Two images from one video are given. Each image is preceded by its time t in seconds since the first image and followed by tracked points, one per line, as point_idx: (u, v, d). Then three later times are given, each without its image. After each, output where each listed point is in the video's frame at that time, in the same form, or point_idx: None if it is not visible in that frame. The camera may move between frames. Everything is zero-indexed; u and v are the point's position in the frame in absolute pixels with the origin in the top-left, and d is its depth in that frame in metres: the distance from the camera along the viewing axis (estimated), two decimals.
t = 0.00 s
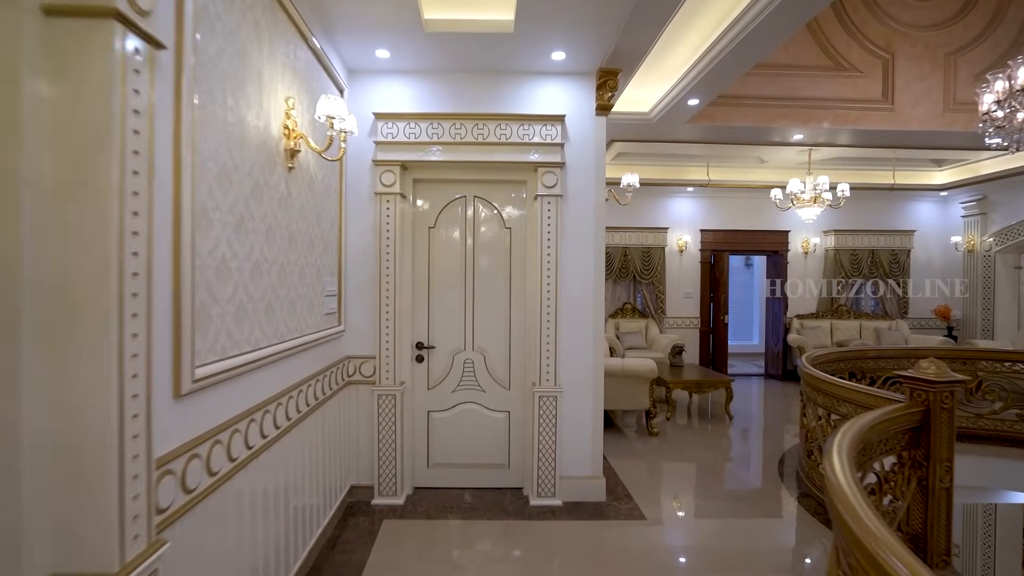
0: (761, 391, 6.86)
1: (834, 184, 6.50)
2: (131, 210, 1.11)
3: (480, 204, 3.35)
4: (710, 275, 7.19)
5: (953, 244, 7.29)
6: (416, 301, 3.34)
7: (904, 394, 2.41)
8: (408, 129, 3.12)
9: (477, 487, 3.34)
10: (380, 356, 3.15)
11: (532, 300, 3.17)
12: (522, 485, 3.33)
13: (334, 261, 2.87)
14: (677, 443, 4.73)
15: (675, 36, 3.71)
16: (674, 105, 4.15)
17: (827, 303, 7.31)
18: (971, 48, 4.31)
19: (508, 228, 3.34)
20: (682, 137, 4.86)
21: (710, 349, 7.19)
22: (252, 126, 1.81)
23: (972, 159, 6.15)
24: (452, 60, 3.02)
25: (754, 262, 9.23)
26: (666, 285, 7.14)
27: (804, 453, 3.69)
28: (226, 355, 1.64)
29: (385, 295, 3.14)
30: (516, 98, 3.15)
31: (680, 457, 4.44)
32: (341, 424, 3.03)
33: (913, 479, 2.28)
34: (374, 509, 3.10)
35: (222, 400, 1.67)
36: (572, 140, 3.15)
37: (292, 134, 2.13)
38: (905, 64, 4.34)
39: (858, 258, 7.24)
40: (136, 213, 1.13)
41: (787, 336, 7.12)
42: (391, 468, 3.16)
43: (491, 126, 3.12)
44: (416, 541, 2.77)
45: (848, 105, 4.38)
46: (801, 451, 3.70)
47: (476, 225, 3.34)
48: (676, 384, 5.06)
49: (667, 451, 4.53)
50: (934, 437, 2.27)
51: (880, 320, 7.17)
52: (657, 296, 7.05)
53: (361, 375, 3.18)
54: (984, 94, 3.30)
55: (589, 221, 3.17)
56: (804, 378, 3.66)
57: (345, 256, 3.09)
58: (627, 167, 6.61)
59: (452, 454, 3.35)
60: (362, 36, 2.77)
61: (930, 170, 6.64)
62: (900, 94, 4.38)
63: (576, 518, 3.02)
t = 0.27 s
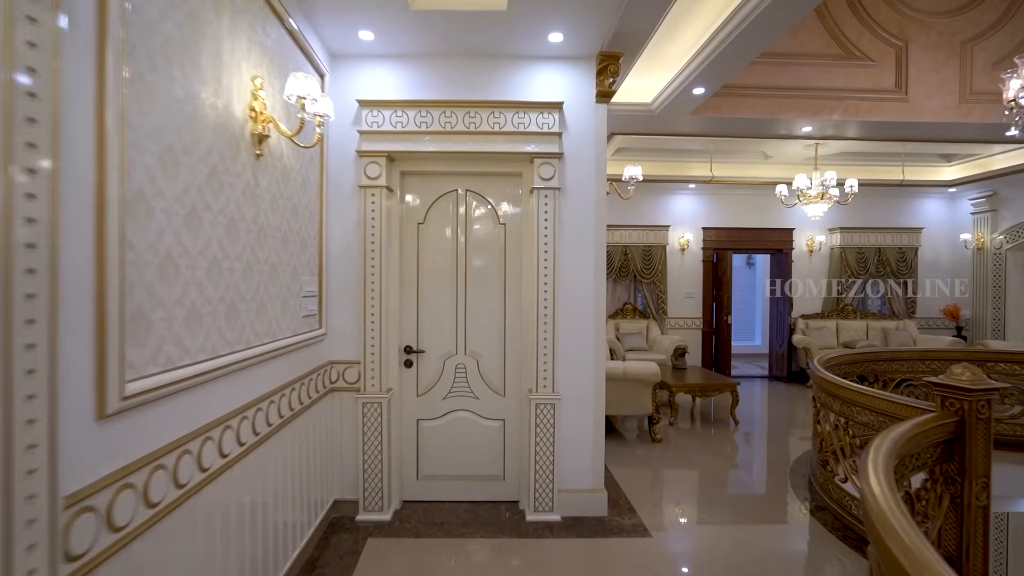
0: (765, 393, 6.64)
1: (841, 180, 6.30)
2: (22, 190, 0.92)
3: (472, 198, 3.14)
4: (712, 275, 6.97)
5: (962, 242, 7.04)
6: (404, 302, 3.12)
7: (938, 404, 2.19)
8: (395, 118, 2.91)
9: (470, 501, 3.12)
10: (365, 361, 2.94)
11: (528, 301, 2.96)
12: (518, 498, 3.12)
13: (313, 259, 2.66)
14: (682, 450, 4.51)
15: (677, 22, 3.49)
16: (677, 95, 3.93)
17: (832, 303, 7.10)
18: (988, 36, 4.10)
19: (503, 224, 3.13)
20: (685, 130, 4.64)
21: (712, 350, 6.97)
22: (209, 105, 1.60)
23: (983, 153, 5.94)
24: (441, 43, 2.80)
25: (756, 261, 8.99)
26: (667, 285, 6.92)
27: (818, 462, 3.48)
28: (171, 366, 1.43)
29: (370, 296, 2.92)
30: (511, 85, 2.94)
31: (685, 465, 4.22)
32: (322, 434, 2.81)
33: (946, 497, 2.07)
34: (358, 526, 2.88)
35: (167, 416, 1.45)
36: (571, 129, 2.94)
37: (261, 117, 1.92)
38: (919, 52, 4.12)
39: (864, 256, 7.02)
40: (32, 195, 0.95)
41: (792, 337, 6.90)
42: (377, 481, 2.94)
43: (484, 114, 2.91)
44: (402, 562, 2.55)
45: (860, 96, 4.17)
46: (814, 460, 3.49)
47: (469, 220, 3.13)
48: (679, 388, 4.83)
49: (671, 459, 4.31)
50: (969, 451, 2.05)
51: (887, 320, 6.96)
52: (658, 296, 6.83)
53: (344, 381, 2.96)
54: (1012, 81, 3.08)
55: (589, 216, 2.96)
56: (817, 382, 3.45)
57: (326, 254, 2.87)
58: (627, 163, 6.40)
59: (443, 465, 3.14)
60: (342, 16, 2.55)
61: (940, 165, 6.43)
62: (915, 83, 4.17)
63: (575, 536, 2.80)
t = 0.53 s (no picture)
0: (767, 396, 6.42)
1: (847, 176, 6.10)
2: None
3: (458, 192, 2.93)
4: (713, 274, 6.76)
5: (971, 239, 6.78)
6: (386, 303, 2.91)
7: (971, 414, 1.96)
8: (373, 104, 2.69)
9: (457, 516, 2.92)
10: (342, 368, 2.72)
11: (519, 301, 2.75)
12: (509, 514, 2.91)
13: (284, 257, 2.44)
14: (683, 457, 4.30)
15: (677, 6, 3.27)
16: (677, 84, 3.69)
17: (836, 303, 6.87)
18: (1004, 22, 3.90)
19: (492, 219, 2.92)
20: (686, 122, 4.42)
21: (713, 352, 6.76)
22: (140, 77, 1.38)
23: (991, 148, 5.74)
24: (422, 23, 2.58)
25: (756, 259, 8.79)
26: (667, 284, 6.71)
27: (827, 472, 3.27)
28: (81, 380, 1.23)
29: (347, 297, 2.70)
30: (499, 69, 2.73)
31: (686, 473, 4.00)
32: (295, 447, 2.60)
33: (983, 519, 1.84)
34: (335, 545, 2.67)
35: (74, 440, 1.23)
36: (564, 116, 2.73)
37: (211, 95, 1.69)
38: (932, 40, 3.92)
39: (869, 255, 6.76)
40: None
41: (795, 338, 6.68)
42: (354, 497, 2.72)
43: (469, 100, 2.69)
44: None
45: (870, 85, 3.96)
46: (824, 469, 3.28)
47: (455, 216, 2.92)
48: (679, 392, 4.62)
49: (671, 467, 4.09)
50: (1009, 469, 1.82)
51: (893, 320, 6.73)
52: (657, 296, 6.62)
53: (320, 389, 2.74)
54: None
55: (583, 211, 2.74)
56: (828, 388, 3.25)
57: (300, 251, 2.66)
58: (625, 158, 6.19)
59: (428, 478, 2.93)
60: None
61: (947, 160, 6.22)
62: (927, 72, 3.96)
63: (570, 556, 2.59)
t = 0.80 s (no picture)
0: (769, 399, 6.19)
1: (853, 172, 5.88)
2: None
3: (442, 184, 2.71)
4: (713, 274, 6.53)
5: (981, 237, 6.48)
6: (363, 304, 2.68)
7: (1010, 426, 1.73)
8: (346, 87, 2.46)
9: (440, 535, 2.70)
10: (313, 375, 2.49)
11: (506, 302, 2.53)
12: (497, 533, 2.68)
13: (245, 254, 2.21)
14: (683, 466, 4.07)
15: None
16: (676, 71, 3.45)
17: (840, 303, 6.62)
18: (1023, 6, 3.68)
19: (478, 214, 2.69)
20: (686, 114, 4.19)
21: (713, 354, 6.53)
22: (38, 33, 1.15)
23: (998, 142, 5.51)
24: None
25: (756, 258, 8.60)
26: (666, 284, 6.49)
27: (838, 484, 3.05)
28: None
29: (319, 298, 2.48)
30: (485, 49, 2.50)
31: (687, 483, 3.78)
32: (261, 462, 2.37)
33: None
34: (305, 570, 2.43)
35: None
36: (556, 101, 2.51)
37: (143, 65, 1.46)
38: (947, 26, 3.70)
39: (874, 253, 6.50)
40: None
41: (798, 339, 6.44)
42: (328, 515, 2.50)
43: (452, 82, 2.46)
44: None
45: (881, 73, 3.74)
46: (836, 481, 3.06)
47: (438, 210, 2.70)
48: (679, 398, 4.38)
49: (671, 477, 3.87)
50: None
51: (899, 321, 6.48)
52: (656, 297, 6.40)
53: (290, 399, 2.51)
54: None
55: (576, 204, 2.51)
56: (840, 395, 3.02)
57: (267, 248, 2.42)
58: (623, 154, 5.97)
59: (408, 493, 2.71)
60: None
61: (955, 156, 6.00)
62: (942, 59, 3.75)
63: None
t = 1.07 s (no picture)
0: (771, 404, 5.95)
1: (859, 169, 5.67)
2: None
3: (424, 177, 2.49)
4: (714, 274, 6.32)
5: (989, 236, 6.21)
6: (338, 307, 2.47)
7: None
8: (318, 70, 2.24)
9: (422, 558, 2.48)
10: (282, 385, 2.27)
11: (494, 304, 2.31)
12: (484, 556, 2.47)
13: (202, 252, 1.99)
14: (685, 476, 3.86)
15: None
16: (677, 59, 3.23)
17: (844, 303, 6.31)
18: None
19: (463, 209, 2.48)
20: (687, 105, 3.98)
21: (715, 356, 6.32)
22: None
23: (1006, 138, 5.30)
24: None
25: (758, 258, 8.41)
26: (665, 285, 6.27)
27: (850, 499, 2.85)
28: None
29: (288, 301, 2.26)
30: (471, 29, 2.30)
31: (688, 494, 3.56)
32: (224, 482, 2.16)
33: None
34: None
35: None
36: (547, 85, 2.29)
37: (60, 29, 1.23)
38: (963, 11, 3.50)
39: (880, 252, 6.22)
40: None
41: (801, 341, 6.19)
42: (298, 539, 2.28)
43: (434, 64, 2.25)
44: None
45: (893, 61, 3.53)
46: (849, 495, 2.86)
47: (420, 205, 2.48)
48: (680, 404, 4.17)
49: (672, 487, 3.65)
50: None
51: (905, 322, 6.22)
52: (655, 298, 6.19)
53: (256, 411, 2.29)
54: None
55: (570, 198, 2.30)
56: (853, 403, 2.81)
57: (231, 247, 2.21)
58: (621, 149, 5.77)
59: (387, 512, 2.50)
60: None
61: (964, 151, 5.75)
62: (957, 47, 3.54)
63: None
